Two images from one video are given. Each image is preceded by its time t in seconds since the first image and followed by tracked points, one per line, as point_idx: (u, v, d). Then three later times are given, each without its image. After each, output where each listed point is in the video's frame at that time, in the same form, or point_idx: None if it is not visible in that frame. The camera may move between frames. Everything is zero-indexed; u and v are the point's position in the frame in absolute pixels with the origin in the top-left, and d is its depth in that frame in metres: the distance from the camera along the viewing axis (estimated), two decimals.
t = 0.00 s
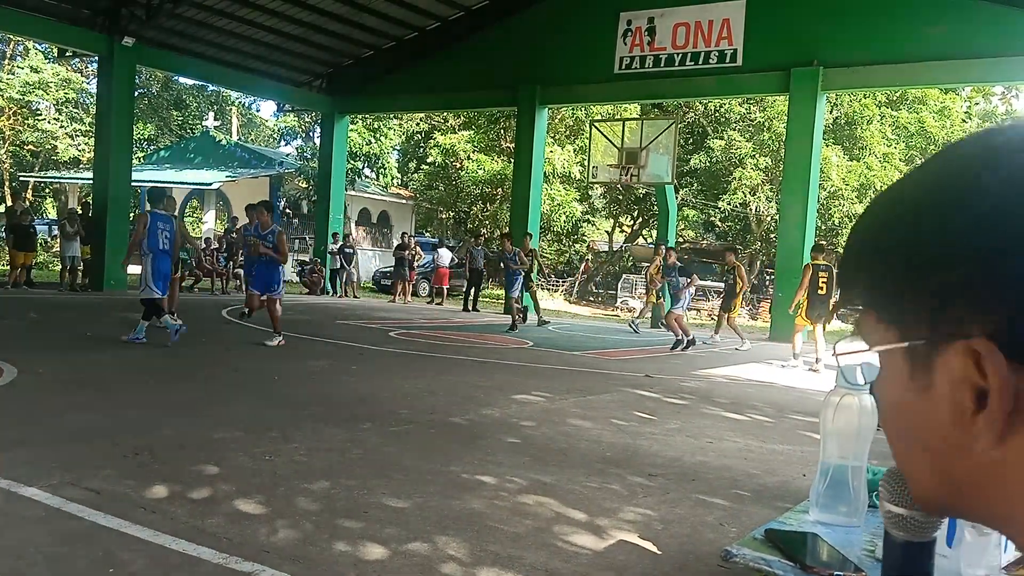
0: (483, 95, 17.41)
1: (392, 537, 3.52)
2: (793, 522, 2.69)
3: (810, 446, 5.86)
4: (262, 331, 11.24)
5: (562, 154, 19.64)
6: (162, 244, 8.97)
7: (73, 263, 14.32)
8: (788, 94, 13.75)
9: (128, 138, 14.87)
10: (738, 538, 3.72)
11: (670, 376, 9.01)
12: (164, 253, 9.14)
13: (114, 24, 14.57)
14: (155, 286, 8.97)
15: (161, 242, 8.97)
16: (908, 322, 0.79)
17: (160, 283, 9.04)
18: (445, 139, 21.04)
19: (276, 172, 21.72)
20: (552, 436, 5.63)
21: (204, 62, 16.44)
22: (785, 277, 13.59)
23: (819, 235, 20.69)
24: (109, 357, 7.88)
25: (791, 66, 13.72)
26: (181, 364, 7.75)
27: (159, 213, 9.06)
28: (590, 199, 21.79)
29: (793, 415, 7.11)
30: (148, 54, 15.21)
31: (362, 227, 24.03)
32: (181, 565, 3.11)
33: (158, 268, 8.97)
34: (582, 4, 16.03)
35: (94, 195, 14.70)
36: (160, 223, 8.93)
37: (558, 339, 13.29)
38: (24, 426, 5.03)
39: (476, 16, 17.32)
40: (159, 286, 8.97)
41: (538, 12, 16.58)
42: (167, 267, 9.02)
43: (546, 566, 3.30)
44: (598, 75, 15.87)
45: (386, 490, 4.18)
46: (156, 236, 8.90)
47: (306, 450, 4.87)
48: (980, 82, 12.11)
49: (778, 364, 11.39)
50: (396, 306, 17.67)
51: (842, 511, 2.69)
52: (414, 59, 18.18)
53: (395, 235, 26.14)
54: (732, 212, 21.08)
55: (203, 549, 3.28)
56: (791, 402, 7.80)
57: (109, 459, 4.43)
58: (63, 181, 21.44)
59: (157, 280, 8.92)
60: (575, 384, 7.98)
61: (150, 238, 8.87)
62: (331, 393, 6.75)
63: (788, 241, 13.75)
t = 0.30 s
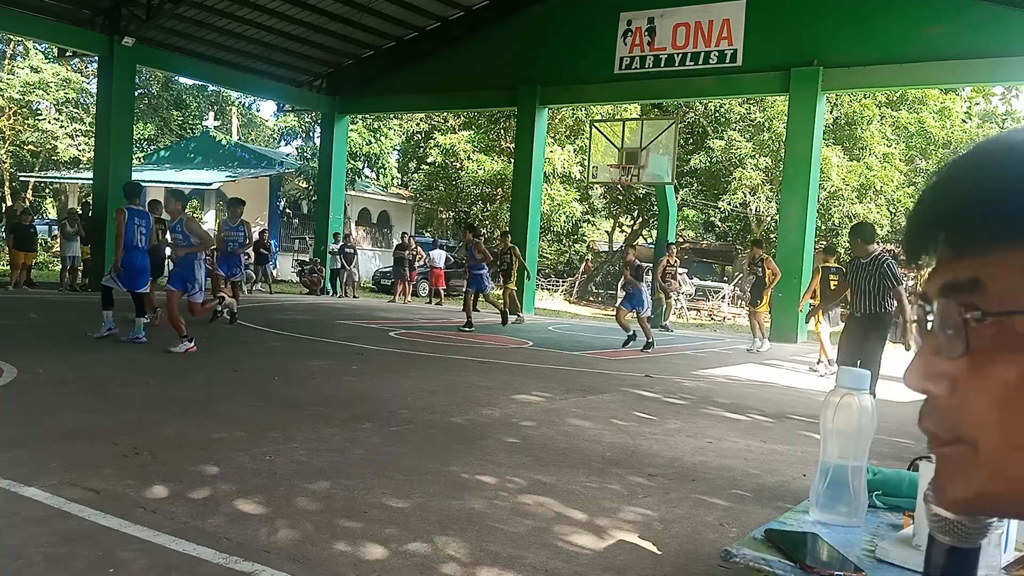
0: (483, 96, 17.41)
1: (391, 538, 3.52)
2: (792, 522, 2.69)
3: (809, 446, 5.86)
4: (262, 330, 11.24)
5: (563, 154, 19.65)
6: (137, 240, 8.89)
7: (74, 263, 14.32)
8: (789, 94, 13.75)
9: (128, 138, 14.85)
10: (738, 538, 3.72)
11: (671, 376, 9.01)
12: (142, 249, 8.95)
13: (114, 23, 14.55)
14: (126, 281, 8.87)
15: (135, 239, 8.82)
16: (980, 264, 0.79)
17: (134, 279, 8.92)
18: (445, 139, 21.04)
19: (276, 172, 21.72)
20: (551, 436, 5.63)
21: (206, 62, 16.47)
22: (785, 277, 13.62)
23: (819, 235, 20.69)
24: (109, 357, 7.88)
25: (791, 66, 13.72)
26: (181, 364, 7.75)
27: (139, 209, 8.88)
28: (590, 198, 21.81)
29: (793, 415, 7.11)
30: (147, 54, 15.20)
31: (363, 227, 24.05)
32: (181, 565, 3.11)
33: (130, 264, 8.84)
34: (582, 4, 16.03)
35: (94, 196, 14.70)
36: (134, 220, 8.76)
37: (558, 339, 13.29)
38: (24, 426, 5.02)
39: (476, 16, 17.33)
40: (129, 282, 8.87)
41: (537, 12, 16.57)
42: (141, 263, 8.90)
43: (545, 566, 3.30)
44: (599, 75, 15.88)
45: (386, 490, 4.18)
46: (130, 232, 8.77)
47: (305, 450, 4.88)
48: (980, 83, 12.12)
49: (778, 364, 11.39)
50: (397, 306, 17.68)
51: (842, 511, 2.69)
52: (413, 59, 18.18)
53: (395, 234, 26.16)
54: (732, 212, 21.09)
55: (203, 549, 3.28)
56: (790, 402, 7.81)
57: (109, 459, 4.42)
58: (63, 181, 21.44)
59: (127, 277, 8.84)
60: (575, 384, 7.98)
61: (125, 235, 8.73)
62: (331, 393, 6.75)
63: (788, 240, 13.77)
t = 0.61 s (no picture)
0: (483, 96, 17.39)
1: (392, 537, 3.53)
2: (792, 522, 2.69)
3: (810, 446, 5.86)
4: (262, 330, 11.25)
5: (562, 154, 19.62)
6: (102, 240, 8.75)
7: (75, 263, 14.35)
8: (789, 94, 13.76)
9: (129, 138, 14.85)
10: (737, 538, 3.72)
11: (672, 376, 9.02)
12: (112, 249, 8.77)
13: (114, 23, 14.54)
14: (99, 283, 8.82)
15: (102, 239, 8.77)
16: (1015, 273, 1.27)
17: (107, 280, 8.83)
18: (444, 139, 21.02)
19: (276, 172, 21.70)
20: (552, 436, 5.63)
21: (205, 62, 16.47)
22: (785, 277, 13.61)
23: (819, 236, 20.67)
24: (109, 357, 7.88)
25: (791, 66, 13.73)
26: (181, 364, 7.76)
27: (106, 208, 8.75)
28: (590, 199, 21.81)
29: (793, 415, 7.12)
30: (147, 54, 15.19)
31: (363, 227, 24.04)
32: (182, 565, 3.11)
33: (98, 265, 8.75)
34: (582, 4, 16.02)
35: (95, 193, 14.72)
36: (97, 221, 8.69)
37: (558, 339, 13.28)
38: (25, 425, 5.03)
39: (476, 16, 17.32)
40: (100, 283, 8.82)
41: (537, 12, 16.57)
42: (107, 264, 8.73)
43: (545, 566, 3.30)
44: (598, 75, 15.87)
45: (386, 489, 4.18)
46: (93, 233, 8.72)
47: (305, 449, 4.88)
48: (980, 83, 12.12)
49: (780, 364, 11.38)
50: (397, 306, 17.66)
51: (842, 511, 2.69)
52: (414, 58, 18.17)
53: (396, 235, 26.28)
54: (733, 212, 21.08)
55: (203, 549, 3.28)
56: (791, 403, 7.80)
57: (109, 459, 4.43)
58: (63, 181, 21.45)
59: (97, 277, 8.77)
60: (575, 385, 7.98)
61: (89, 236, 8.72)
62: (332, 392, 6.76)
63: (788, 239, 13.75)
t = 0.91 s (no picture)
0: (483, 96, 17.37)
1: (392, 538, 3.52)
2: (792, 522, 2.69)
3: (809, 446, 5.86)
4: (261, 330, 11.26)
5: (562, 154, 19.62)
6: (76, 235, 8.82)
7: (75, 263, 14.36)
8: (789, 94, 13.76)
9: (129, 138, 14.85)
10: (737, 538, 3.72)
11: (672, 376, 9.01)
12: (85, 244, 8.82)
13: (114, 23, 14.55)
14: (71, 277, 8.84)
15: (79, 233, 8.85)
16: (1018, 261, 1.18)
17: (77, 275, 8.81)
18: (444, 139, 21.03)
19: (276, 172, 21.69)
20: (552, 436, 5.63)
21: (205, 62, 16.46)
22: (786, 277, 13.61)
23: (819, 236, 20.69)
24: (109, 357, 7.88)
25: (791, 66, 13.74)
26: (181, 364, 7.76)
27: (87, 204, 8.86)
28: (590, 199, 21.83)
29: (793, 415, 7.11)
30: (147, 54, 15.19)
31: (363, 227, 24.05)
32: (182, 565, 3.11)
33: (72, 259, 8.80)
34: (583, 4, 16.01)
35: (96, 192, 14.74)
36: (77, 215, 8.82)
37: (558, 339, 13.27)
38: (24, 425, 5.03)
39: (476, 16, 17.32)
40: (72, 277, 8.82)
41: (538, 12, 16.57)
42: (77, 258, 8.75)
43: (546, 566, 3.30)
44: (599, 75, 15.86)
45: (386, 489, 4.18)
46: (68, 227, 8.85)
47: (305, 449, 4.88)
48: (981, 83, 12.12)
49: (780, 364, 11.39)
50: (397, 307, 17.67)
51: (842, 511, 2.69)
52: (414, 58, 18.15)
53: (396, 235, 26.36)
54: (733, 213, 21.08)
55: (203, 549, 3.28)
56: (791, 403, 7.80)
57: (109, 459, 4.42)
58: (63, 180, 21.46)
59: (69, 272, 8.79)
60: (575, 385, 7.98)
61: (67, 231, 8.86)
62: (332, 392, 6.76)
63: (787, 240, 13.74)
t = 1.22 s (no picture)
0: (483, 96, 17.36)
1: (392, 538, 3.52)
2: (792, 522, 2.69)
3: (809, 446, 5.86)
4: (262, 330, 11.26)
5: (562, 154, 19.62)
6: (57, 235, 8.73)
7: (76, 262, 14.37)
8: (789, 94, 13.75)
9: (129, 137, 14.84)
10: (737, 538, 3.72)
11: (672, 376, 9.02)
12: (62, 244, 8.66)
13: (114, 22, 14.54)
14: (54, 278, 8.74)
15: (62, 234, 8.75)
16: None
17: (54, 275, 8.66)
18: (444, 139, 21.04)
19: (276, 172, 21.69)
20: (552, 436, 5.63)
21: (204, 62, 16.44)
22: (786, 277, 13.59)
23: (819, 236, 20.68)
24: (110, 357, 7.89)
25: (790, 66, 13.73)
26: (181, 364, 7.76)
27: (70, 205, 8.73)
28: (590, 199, 21.85)
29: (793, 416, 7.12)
30: (147, 54, 15.18)
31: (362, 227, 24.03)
32: (183, 565, 3.11)
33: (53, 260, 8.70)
34: (583, 4, 15.99)
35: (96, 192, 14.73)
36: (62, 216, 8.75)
37: (558, 339, 13.26)
38: (25, 425, 5.03)
39: (476, 16, 17.31)
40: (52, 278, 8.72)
41: (538, 12, 16.56)
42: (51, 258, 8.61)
43: (546, 566, 3.30)
44: (599, 74, 15.85)
45: (386, 490, 4.18)
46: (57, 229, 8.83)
47: (305, 450, 4.88)
48: (981, 83, 12.12)
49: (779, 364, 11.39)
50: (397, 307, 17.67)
51: (842, 511, 2.68)
52: (414, 58, 18.15)
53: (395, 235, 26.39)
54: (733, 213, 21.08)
55: (203, 549, 3.28)
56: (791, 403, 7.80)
57: (109, 459, 4.42)
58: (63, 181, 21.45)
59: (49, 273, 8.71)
60: (575, 385, 7.99)
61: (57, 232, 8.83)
62: (332, 392, 6.76)
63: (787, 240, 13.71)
